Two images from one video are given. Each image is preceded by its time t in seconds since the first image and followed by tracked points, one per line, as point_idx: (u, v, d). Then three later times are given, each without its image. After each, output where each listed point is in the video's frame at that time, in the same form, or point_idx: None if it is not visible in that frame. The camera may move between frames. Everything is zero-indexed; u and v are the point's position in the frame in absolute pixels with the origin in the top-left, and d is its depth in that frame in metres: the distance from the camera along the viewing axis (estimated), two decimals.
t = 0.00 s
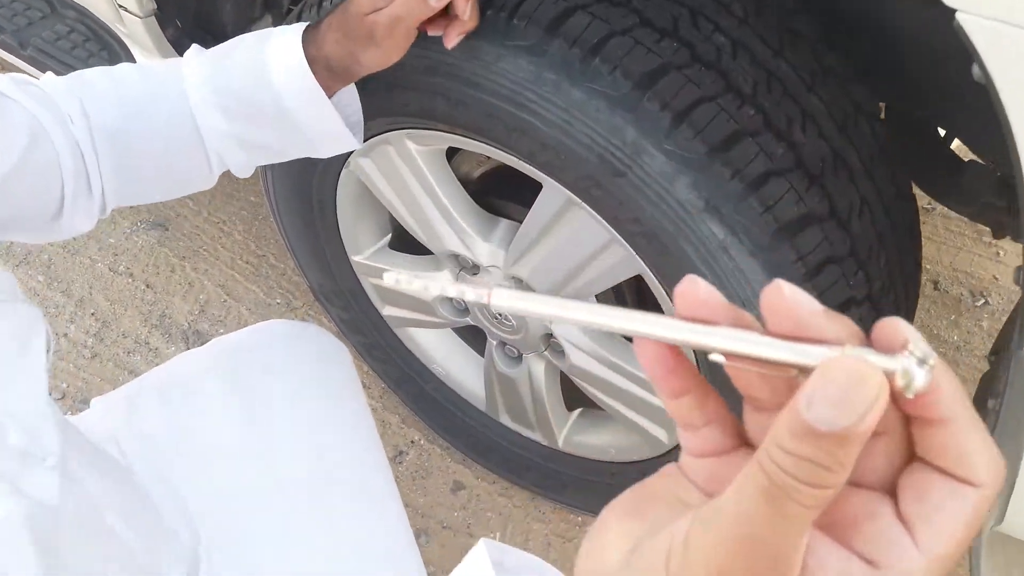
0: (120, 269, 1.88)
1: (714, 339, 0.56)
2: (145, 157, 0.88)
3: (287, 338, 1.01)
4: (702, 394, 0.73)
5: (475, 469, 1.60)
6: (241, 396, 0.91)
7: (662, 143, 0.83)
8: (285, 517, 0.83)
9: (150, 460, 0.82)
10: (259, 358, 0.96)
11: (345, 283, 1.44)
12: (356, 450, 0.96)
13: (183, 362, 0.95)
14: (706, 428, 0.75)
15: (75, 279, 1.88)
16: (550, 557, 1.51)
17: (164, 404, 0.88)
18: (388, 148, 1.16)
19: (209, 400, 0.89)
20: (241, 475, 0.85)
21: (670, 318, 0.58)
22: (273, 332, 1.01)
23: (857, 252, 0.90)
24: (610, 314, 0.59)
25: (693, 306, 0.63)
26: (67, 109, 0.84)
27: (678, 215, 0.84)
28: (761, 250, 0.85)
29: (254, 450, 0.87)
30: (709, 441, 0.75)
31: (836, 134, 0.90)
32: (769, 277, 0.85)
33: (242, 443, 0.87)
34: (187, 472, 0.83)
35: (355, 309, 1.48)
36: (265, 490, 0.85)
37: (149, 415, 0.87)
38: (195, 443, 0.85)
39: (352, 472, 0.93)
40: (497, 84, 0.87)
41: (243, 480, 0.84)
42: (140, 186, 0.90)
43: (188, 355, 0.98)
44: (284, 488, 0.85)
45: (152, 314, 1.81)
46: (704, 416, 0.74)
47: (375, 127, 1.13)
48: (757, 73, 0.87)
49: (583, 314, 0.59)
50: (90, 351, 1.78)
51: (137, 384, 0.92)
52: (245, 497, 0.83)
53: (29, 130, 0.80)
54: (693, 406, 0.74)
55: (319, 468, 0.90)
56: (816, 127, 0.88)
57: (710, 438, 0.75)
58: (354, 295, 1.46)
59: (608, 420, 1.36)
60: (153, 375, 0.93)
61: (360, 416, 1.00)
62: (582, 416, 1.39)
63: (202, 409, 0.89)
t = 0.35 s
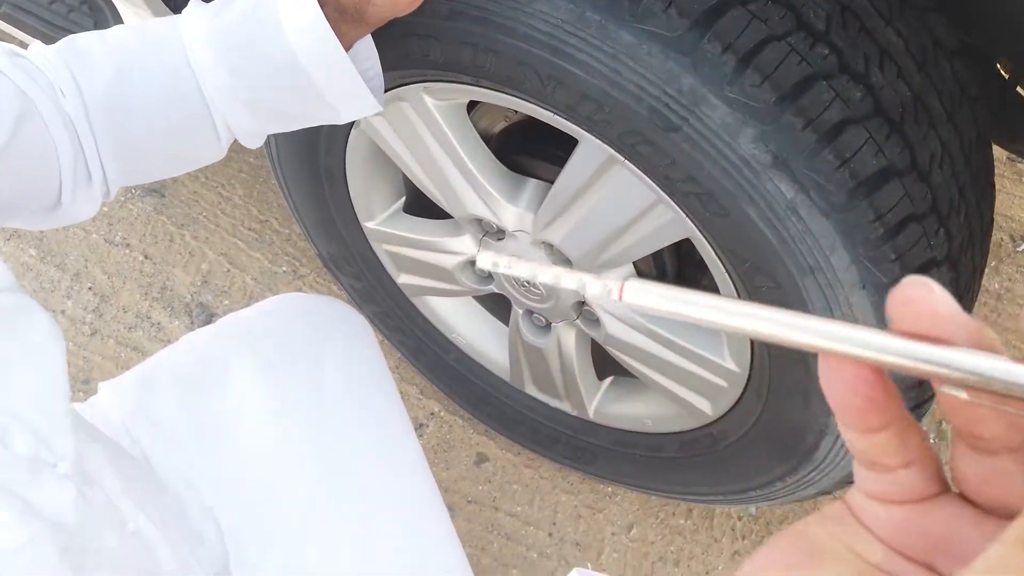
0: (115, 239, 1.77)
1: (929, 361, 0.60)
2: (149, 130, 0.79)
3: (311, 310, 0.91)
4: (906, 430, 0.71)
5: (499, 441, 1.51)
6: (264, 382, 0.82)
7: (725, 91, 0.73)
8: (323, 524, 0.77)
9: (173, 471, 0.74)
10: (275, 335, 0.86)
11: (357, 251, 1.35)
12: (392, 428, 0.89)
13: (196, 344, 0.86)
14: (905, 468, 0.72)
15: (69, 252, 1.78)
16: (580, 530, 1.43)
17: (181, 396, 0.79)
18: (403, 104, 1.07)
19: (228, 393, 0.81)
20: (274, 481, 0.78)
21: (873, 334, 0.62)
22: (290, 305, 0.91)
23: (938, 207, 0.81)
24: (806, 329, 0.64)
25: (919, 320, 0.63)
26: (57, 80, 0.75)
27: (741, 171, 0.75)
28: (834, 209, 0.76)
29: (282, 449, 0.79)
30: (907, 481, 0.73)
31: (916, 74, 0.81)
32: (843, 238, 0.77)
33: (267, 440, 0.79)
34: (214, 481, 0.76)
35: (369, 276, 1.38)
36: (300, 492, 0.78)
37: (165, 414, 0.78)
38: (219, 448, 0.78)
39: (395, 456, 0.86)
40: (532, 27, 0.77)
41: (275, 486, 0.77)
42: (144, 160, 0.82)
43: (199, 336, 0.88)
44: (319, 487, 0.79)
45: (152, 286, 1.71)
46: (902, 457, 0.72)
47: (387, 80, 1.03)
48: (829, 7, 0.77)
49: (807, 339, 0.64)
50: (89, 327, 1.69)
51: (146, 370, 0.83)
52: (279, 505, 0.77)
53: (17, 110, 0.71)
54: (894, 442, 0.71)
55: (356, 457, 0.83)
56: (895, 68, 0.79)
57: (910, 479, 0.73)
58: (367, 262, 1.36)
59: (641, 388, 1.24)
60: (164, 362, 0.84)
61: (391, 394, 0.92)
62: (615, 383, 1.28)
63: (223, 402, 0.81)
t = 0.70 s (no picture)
0: (51, 221, 1.66)
1: (960, 234, 0.46)
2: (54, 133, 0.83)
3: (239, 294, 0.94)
4: (972, 334, 0.57)
5: (469, 415, 1.48)
6: (204, 360, 0.87)
7: (705, 46, 0.70)
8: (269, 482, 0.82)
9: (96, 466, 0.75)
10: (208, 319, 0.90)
11: (313, 227, 1.28)
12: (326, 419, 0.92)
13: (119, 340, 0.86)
14: (964, 379, 0.59)
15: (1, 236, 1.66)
16: (554, 501, 1.40)
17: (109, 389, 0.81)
18: (355, 68, 1.01)
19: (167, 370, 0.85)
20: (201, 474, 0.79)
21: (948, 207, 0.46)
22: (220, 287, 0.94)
23: (921, 161, 0.80)
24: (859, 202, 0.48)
25: (998, 187, 0.48)
26: None
27: (721, 131, 0.72)
28: (819, 169, 0.73)
29: (224, 418, 0.84)
30: (965, 395, 0.60)
31: (898, 24, 0.78)
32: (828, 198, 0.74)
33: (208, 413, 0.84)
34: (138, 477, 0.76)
35: (325, 252, 1.32)
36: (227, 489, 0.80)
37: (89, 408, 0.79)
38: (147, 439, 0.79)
39: (332, 449, 0.89)
40: None
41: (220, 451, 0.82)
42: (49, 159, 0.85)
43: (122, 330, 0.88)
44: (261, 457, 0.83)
45: (94, 270, 1.62)
46: (967, 366, 0.58)
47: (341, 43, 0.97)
48: None
49: (840, 214, 0.48)
50: (29, 317, 1.60)
51: (69, 369, 0.83)
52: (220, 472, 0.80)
53: None
54: (958, 347, 0.58)
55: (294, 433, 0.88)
56: (879, 17, 0.76)
57: (970, 391, 0.60)
58: (323, 237, 1.30)
59: (614, 355, 1.21)
60: (89, 358, 0.84)
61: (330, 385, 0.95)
62: (586, 353, 1.24)
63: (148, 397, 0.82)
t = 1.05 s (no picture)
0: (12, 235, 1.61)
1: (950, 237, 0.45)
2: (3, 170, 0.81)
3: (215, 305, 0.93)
4: (940, 341, 0.61)
5: (447, 430, 1.46)
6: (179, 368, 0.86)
7: (686, 66, 0.69)
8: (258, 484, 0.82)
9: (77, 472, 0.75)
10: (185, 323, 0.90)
11: (287, 242, 1.26)
12: (312, 444, 0.91)
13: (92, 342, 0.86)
14: (936, 388, 0.63)
15: None
16: (534, 516, 1.39)
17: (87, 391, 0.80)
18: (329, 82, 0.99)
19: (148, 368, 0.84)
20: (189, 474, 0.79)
21: (942, 214, 0.46)
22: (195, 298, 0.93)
23: (902, 181, 0.79)
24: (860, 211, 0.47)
25: (956, 189, 0.52)
26: None
27: (702, 151, 0.71)
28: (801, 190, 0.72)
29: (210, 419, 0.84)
30: (942, 406, 0.64)
31: (879, 42, 0.77)
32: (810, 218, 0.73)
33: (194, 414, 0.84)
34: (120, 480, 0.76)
35: (298, 267, 1.30)
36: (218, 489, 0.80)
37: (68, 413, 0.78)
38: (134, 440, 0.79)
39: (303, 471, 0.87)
40: None
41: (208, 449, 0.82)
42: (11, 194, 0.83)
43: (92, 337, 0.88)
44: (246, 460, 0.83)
45: (59, 285, 1.57)
46: (936, 376, 0.62)
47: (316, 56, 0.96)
48: None
49: (837, 220, 0.47)
50: None
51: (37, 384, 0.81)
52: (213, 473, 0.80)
53: None
54: (926, 352, 0.61)
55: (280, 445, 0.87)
56: (859, 35, 0.76)
57: (943, 401, 0.64)
58: (295, 251, 1.27)
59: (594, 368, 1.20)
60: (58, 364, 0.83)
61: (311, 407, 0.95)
62: (565, 367, 1.23)
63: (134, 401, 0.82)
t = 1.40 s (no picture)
0: None
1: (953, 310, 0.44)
2: None
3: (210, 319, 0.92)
4: (940, 403, 0.65)
5: (437, 442, 1.44)
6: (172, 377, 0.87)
7: (678, 80, 0.68)
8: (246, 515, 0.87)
9: (81, 518, 0.76)
10: (181, 341, 0.89)
11: (274, 253, 1.24)
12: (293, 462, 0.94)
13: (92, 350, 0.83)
14: (940, 448, 0.68)
15: None
16: (526, 530, 1.37)
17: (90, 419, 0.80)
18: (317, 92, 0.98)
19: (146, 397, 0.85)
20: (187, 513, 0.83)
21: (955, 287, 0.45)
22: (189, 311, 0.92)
23: (896, 196, 0.78)
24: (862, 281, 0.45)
25: (952, 259, 0.54)
26: None
27: (694, 166, 0.70)
28: (794, 206, 0.71)
29: (205, 452, 0.87)
30: (944, 464, 0.68)
31: (872, 56, 0.77)
32: (802, 235, 0.72)
33: (192, 448, 0.86)
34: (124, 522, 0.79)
35: (286, 278, 1.28)
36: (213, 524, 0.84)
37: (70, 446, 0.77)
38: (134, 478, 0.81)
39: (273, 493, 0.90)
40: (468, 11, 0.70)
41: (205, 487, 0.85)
42: None
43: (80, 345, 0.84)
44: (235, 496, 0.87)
45: (43, 294, 1.54)
46: (939, 437, 0.67)
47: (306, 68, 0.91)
48: None
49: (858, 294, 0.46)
50: None
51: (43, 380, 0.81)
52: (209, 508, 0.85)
53: None
54: (926, 416, 0.66)
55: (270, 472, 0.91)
56: (851, 49, 0.75)
57: (946, 460, 0.68)
58: (283, 263, 1.25)
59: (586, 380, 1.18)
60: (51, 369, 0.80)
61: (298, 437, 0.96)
62: (557, 379, 1.22)
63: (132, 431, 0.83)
